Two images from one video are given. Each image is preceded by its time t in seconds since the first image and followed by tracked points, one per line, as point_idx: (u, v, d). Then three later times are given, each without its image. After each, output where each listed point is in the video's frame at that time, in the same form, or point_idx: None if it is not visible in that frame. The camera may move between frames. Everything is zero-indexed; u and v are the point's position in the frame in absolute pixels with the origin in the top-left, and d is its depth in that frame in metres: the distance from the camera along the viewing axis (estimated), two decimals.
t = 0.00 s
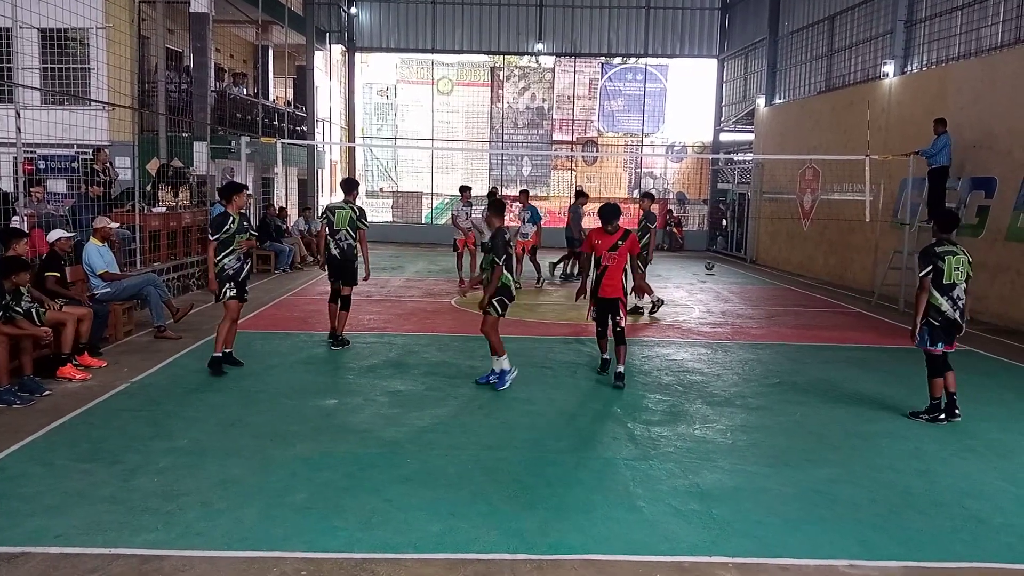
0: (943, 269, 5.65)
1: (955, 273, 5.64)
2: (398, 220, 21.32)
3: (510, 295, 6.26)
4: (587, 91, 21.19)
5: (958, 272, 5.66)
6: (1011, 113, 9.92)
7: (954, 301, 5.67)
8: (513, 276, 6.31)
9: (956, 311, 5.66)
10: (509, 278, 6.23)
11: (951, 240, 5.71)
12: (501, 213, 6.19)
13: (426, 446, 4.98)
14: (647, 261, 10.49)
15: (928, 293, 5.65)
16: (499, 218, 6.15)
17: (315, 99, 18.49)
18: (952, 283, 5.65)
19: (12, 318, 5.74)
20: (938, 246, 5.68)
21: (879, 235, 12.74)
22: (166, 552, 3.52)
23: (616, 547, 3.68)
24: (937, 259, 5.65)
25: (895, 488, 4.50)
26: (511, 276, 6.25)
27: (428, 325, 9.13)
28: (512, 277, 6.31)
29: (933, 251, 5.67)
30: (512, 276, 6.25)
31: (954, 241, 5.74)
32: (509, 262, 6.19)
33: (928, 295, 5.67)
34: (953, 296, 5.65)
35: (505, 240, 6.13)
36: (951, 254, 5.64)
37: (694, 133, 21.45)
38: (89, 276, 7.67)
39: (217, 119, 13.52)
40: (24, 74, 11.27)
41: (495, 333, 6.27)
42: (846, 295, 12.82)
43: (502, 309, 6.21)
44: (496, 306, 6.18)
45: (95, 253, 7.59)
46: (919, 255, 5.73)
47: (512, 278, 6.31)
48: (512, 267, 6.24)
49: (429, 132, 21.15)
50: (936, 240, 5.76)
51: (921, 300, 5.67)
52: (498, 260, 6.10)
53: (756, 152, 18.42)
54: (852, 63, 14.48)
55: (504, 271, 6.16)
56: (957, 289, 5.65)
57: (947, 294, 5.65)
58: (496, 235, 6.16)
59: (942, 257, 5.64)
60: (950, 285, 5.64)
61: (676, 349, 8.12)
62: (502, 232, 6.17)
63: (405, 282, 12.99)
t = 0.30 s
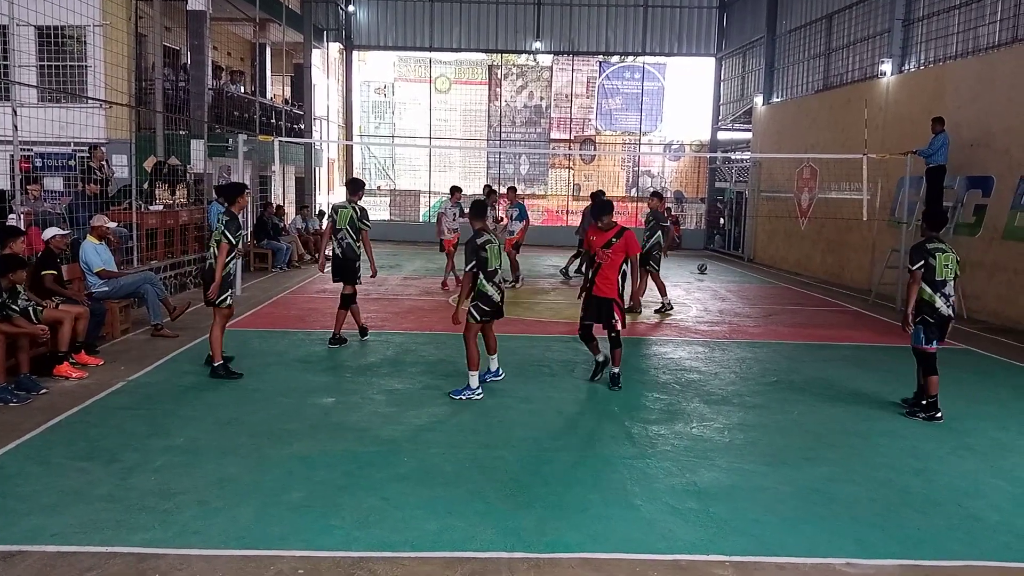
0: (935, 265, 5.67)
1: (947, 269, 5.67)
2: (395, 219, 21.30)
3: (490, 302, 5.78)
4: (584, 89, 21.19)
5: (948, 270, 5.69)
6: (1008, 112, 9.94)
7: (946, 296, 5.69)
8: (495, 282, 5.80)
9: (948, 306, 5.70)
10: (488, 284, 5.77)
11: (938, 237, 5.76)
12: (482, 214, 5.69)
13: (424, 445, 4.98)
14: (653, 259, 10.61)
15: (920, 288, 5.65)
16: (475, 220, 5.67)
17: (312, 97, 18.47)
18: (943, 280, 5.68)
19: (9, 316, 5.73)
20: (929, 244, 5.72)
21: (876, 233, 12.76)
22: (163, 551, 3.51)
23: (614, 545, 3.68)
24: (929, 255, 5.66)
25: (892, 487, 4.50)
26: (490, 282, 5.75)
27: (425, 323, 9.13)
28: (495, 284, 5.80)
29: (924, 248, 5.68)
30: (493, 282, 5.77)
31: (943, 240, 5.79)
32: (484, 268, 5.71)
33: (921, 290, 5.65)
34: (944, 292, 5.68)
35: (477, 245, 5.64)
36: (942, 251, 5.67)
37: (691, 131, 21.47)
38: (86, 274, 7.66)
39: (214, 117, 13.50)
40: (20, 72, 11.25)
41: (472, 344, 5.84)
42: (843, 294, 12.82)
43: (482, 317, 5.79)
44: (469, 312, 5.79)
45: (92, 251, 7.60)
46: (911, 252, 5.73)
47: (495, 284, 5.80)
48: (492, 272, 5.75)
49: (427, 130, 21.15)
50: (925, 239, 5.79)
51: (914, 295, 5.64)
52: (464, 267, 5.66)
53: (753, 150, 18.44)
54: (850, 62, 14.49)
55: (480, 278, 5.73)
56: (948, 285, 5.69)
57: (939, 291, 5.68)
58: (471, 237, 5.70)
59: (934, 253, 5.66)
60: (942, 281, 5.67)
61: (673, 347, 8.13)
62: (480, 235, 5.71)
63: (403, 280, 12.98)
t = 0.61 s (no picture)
0: (928, 265, 5.69)
1: (937, 272, 5.71)
2: (394, 220, 21.29)
3: (468, 308, 5.60)
4: (583, 91, 21.20)
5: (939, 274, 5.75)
6: (1006, 113, 9.95)
7: (931, 298, 5.74)
8: (475, 289, 5.58)
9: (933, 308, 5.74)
10: (469, 289, 5.59)
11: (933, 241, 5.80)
12: (475, 217, 5.52)
13: (423, 446, 4.97)
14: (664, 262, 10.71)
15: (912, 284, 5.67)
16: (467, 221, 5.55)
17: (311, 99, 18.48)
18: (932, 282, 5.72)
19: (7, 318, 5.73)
20: (925, 244, 5.76)
21: (875, 235, 12.78)
22: (162, 552, 3.51)
23: (613, 547, 3.68)
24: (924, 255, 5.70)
25: (891, 488, 4.51)
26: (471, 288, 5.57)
27: (425, 324, 9.12)
28: (475, 290, 5.58)
29: (921, 247, 5.72)
30: (473, 288, 5.56)
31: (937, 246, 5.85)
32: (466, 271, 5.56)
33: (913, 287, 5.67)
34: (931, 293, 5.72)
35: (458, 247, 5.51)
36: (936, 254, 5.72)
37: (690, 133, 21.48)
38: (85, 275, 7.66)
39: (213, 119, 13.49)
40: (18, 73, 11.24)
41: (472, 344, 5.82)
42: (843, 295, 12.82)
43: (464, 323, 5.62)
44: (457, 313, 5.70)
45: (94, 253, 7.62)
46: (907, 250, 5.75)
47: (476, 292, 5.58)
48: (473, 278, 5.57)
49: (426, 132, 21.17)
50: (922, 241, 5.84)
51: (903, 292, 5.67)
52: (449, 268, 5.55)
53: (752, 152, 18.45)
54: (848, 63, 14.51)
55: (463, 281, 5.58)
56: (937, 287, 5.73)
57: (927, 291, 5.71)
58: (459, 238, 5.60)
59: (929, 254, 5.69)
60: (932, 283, 5.70)
61: (672, 349, 8.13)
62: (467, 238, 5.56)
63: (402, 282, 12.98)
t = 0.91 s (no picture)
0: (920, 263, 5.76)
1: (928, 271, 5.77)
2: (395, 221, 21.29)
3: (463, 313, 5.37)
4: (584, 92, 21.20)
5: (930, 274, 5.78)
6: (1007, 113, 9.95)
7: (920, 296, 5.79)
8: (471, 295, 5.31)
9: (920, 307, 5.79)
10: (466, 294, 5.34)
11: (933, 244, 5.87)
12: (482, 221, 5.29)
13: (424, 447, 4.97)
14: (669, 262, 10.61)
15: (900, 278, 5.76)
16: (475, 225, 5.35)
17: (312, 100, 18.49)
18: (922, 280, 5.76)
19: (8, 319, 5.72)
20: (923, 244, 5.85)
21: (876, 235, 12.77)
22: (162, 553, 3.51)
23: (614, 548, 3.68)
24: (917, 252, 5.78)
25: (891, 489, 4.50)
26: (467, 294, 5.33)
27: (425, 325, 9.12)
28: (470, 296, 5.32)
29: (917, 244, 5.82)
30: (468, 293, 5.29)
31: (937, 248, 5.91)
32: (465, 276, 5.33)
33: (902, 281, 5.76)
34: (919, 291, 5.77)
35: (459, 250, 5.33)
36: (930, 254, 5.79)
37: (691, 134, 21.48)
38: (86, 276, 7.66)
39: (214, 120, 13.49)
40: (19, 75, 11.25)
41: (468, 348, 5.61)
42: (844, 296, 12.82)
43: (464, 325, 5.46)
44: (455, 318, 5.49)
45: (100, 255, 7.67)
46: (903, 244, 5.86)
47: (471, 298, 5.32)
48: (470, 283, 5.32)
49: (427, 133, 21.19)
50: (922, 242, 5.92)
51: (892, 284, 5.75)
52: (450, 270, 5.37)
53: (752, 152, 18.45)
54: (849, 64, 14.50)
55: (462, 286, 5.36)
56: (926, 286, 5.78)
57: (915, 288, 5.77)
58: (465, 241, 5.42)
59: (922, 252, 5.77)
60: (921, 280, 5.76)
61: (673, 349, 8.13)
62: (471, 243, 5.35)
63: (402, 283, 12.97)
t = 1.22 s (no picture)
0: (910, 260, 5.78)
1: (920, 267, 5.76)
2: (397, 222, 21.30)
3: (463, 314, 5.24)
4: (586, 92, 21.20)
5: (921, 271, 5.77)
6: (1009, 112, 9.93)
7: (912, 294, 5.77)
8: (473, 295, 5.18)
9: (912, 305, 5.78)
10: (467, 295, 5.21)
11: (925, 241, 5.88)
12: (487, 219, 5.21)
13: (426, 448, 4.97)
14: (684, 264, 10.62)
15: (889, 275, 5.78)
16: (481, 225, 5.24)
17: (314, 101, 18.52)
18: (913, 276, 5.76)
19: (12, 320, 5.73)
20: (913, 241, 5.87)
21: (879, 235, 12.74)
22: (164, 554, 3.51)
23: (617, 548, 3.67)
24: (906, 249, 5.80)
25: (894, 489, 4.50)
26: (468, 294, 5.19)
27: (428, 326, 9.12)
28: (472, 296, 5.18)
29: (906, 242, 5.85)
30: (470, 293, 5.17)
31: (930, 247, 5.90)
32: (468, 276, 5.19)
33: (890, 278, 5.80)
34: (911, 288, 5.76)
35: (462, 248, 5.16)
36: (919, 252, 5.79)
37: (693, 134, 21.45)
38: (89, 276, 7.68)
39: (217, 121, 13.51)
40: (23, 77, 11.28)
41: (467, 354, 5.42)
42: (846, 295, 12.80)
43: (462, 329, 5.31)
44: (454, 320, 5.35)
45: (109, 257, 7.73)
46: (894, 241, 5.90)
47: (473, 298, 5.19)
48: (472, 282, 5.18)
49: (429, 133, 21.20)
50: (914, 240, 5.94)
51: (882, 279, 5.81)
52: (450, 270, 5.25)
53: (755, 152, 18.44)
54: (852, 64, 14.47)
55: (463, 286, 5.23)
56: (917, 283, 5.76)
57: (906, 285, 5.76)
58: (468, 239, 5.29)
59: (912, 249, 5.79)
60: (911, 277, 5.75)
61: (676, 350, 8.13)
62: (476, 241, 5.23)
63: (405, 283, 12.97)
